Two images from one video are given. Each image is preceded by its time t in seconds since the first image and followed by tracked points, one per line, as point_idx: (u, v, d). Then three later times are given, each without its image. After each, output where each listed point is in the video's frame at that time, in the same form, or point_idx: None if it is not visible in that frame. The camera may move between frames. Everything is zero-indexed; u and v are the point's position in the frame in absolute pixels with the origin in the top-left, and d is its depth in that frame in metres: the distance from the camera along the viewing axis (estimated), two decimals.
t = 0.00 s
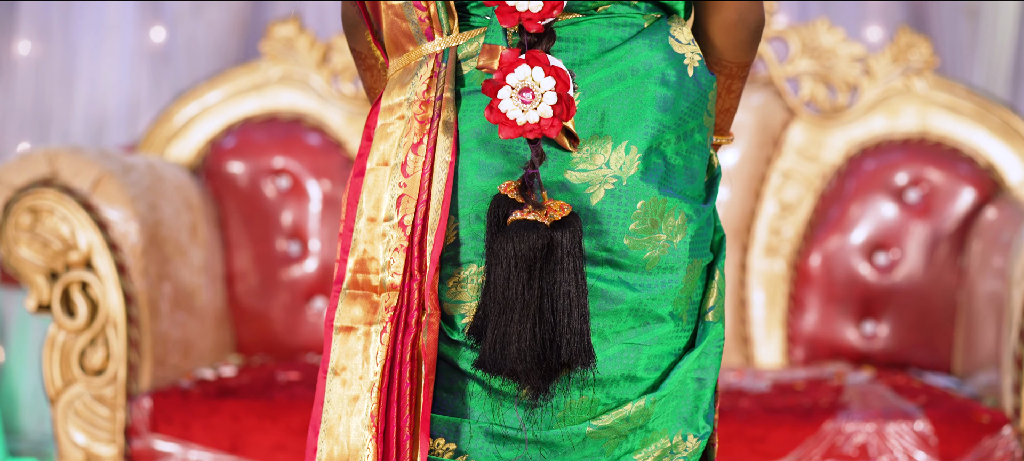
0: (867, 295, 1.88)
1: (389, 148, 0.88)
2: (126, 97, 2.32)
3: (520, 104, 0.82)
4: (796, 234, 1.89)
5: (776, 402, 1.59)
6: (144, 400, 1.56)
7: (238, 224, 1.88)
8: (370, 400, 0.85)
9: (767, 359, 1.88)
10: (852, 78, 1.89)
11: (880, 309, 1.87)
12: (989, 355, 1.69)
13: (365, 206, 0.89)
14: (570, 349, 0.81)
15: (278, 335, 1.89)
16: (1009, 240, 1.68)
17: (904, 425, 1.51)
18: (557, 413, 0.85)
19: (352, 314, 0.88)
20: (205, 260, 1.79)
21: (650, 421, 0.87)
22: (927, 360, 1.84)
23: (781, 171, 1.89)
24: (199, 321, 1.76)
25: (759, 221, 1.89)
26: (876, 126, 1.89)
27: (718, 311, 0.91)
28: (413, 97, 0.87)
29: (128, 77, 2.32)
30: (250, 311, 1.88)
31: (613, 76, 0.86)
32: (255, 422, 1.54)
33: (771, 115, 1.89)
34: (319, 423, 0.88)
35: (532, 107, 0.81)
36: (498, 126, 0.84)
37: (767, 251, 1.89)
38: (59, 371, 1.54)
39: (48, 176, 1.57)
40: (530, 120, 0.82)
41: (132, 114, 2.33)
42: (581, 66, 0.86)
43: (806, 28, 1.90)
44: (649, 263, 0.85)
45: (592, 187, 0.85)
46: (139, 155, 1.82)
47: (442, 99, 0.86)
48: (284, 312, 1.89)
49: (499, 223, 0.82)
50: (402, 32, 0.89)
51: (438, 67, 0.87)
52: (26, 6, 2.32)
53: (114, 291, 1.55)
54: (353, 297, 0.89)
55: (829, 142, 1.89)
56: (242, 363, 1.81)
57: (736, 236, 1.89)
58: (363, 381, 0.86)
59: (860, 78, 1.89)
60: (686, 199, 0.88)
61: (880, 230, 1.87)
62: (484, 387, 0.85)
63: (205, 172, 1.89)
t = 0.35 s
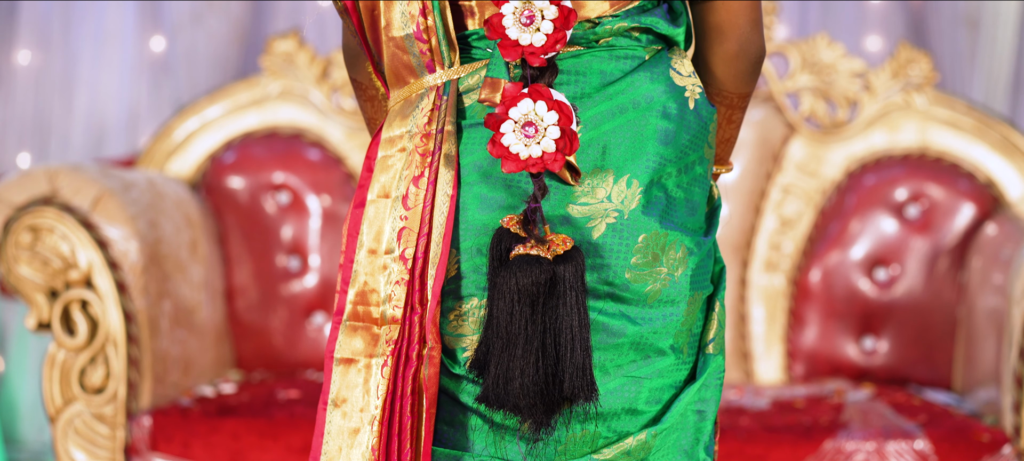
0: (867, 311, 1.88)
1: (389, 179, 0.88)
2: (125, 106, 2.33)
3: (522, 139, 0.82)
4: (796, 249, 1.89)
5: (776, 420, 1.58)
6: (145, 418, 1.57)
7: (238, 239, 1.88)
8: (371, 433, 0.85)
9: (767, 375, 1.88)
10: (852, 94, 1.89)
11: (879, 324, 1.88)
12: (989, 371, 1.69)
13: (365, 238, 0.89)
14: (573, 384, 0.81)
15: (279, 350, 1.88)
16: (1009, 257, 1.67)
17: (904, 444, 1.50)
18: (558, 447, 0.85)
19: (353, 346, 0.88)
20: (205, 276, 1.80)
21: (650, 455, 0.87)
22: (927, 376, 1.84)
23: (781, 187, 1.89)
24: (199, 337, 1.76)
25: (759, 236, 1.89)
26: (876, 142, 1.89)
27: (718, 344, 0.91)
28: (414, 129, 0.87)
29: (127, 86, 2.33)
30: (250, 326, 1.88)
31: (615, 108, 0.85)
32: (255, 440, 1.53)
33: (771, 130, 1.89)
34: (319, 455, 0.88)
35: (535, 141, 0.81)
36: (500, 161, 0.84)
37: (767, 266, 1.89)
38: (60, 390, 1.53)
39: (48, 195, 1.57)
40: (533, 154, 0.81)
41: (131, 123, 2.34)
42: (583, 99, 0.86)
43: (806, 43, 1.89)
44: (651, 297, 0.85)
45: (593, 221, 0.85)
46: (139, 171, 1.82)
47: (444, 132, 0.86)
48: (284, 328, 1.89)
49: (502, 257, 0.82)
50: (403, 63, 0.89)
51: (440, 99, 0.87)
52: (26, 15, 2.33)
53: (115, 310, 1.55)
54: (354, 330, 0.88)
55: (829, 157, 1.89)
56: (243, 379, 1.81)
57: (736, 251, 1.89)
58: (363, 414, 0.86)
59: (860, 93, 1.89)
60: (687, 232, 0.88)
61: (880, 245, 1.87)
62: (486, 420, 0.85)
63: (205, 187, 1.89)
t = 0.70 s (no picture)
0: (868, 330, 1.88)
1: (391, 219, 0.88)
2: (125, 119, 2.33)
3: (525, 181, 0.81)
4: (797, 267, 1.89)
5: (776, 442, 1.58)
6: (146, 441, 1.57)
7: (239, 258, 1.88)
8: None
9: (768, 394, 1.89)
10: (852, 112, 1.90)
11: (880, 344, 1.87)
12: (990, 390, 1.68)
13: (368, 278, 0.88)
14: (576, 426, 0.81)
15: (280, 369, 1.88)
16: (1011, 278, 1.67)
17: None
18: None
19: (356, 386, 0.88)
20: (206, 296, 1.80)
21: None
22: (928, 395, 1.84)
23: (781, 205, 1.89)
24: (201, 358, 1.76)
25: (760, 255, 1.89)
26: (877, 161, 1.89)
27: (720, 383, 0.92)
28: (417, 169, 0.87)
29: (127, 98, 2.32)
30: (251, 345, 1.88)
31: (618, 149, 0.85)
32: None
33: (772, 149, 1.89)
34: None
35: (538, 184, 0.81)
36: (503, 202, 0.84)
37: (768, 285, 1.89)
38: (61, 412, 1.53)
39: (50, 217, 1.57)
40: (536, 197, 0.81)
41: (131, 135, 2.33)
42: (586, 139, 0.86)
43: (806, 61, 1.90)
44: (653, 338, 0.85)
45: (596, 262, 0.85)
46: (140, 190, 1.82)
47: (446, 173, 0.86)
48: (285, 347, 1.89)
49: (505, 299, 0.82)
50: (406, 103, 0.89)
51: (442, 139, 0.87)
52: (26, 28, 2.33)
53: (116, 332, 1.55)
54: (357, 369, 0.88)
55: (830, 176, 1.89)
56: (244, 399, 1.81)
57: (737, 270, 1.89)
58: (365, 455, 0.86)
59: (861, 112, 1.90)
60: (689, 272, 0.88)
61: (881, 265, 1.87)
62: None
63: (206, 205, 1.90)
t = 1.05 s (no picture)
0: (866, 353, 1.88)
1: (389, 266, 0.89)
2: (126, 134, 2.33)
3: (526, 232, 0.82)
4: (796, 290, 1.90)
5: None
6: None
7: (239, 280, 1.89)
8: None
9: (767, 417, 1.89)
10: (851, 135, 1.91)
11: (878, 366, 1.88)
12: (988, 413, 1.67)
13: (366, 325, 0.89)
14: None
15: (280, 391, 1.89)
16: (1010, 303, 1.65)
17: None
18: None
19: (356, 433, 0.88)
20: (206, 320, 1.80)
21: None
22: (926, 418, 1.84)
23: (781, 228, 1.90)
24: (201, 382, 1.77)
25: (758, 278, 1.91)
26: (876, 184, 1.90)
27: (718, 429, 0.92)
28: (417, 217, 0.88)
29: (128, 112, 2.32)
30: (251, 368, 1.88)
31: (617, 199, 0.86)
32: None
33: (770, 173, 1.90)
34: None
35: (539, 235, 0.81)
36: (503, 252, 0.84)
37: (766, 307, 1.90)
38: (61, 439, 1.54)
39: (50, 244, 1.57)
40: (537, 247, 0.82)
41: (132, 149, 2.33)
42: (585, 189, 0.86)
43: (805, 84, 1.91)
44: (651, 387, 0.86)
45: (595, 312, 0.85)
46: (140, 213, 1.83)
47: (446, 221, 0.87)
48: (284, 369, 1.89)
49: (506, 349, 0.82)
50: (406, 151, 0.89)
51: (442, 188, 0.87)
52: (26, 42, 2.33)
53: (116, 359, 1.56)
54: (356, 415, 0.88)
55: (828, 198, 1.90)
56: (244, 423, 1.81)
57: (735, 293, 1.91)
58: None
59: (859, 135, 1.91)
60: (688, 321, 0.88)
61: (879, 287, 1.87)
62: None
63: (205, 227, 1.90)
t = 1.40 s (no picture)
0: (864, 378, 1.90)
1: (393, 318, 0.89)
2: (127, 150, 2.32)
3: (531, 289, 0.82)
4: (794, 315, 1.91)
5: None
6: None
7: (241, 306, 1.89)
8: None
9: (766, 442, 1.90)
10: (849, 161, 1.92)
11: (876, 391, 1.89)
12: (983, 442, 1.69)
13: (369, 376, 0.89)
14: None
15: (282, 416, 1.90)
16: (1007, 332, 1.66)
17: None
18: None
19: None
20: (207, 346, 1.82)
21: None
22: (924, 442, 1.85)
23: (779, 252, 1.91)
24: (203, 408, 1.78)
25: (756, 304, 1.92)
26: (873, 210, 1.91)
27: None
28: (421, 271, 0.88)
29: (129, 130, 2.32)
30: (251, 392, 1.90)
31: (618, 254, 0.87)
32: None
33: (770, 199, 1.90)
34: None
35: (543, 292, 0.82)
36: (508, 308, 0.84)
37: (765, 332, 1.91)
38: None
39: (54, 274, 1.59)
40: (541, 304, 0.82)
41: (133, 166, 2.32)
42: (587, 245, 0.87)
43: (803, 110, 1.93)
44: (653, 440, 0.87)
45: (597, 367, 0.86)
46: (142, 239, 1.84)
47: (450, 276, 0.87)
48: (285, 394, 1.90)
49: (509, 406, 0.83)
50: (409, 206, 0.90)
51: (446, 242, 0.88)
52: (29, 59, 2.35)
53: (118, 388, 1.56)
54: None
55: (826, 224, 1.91)
56: (247, 448, 1.82)
57: (734, 318, 1.92)
58: None
59: (857, 161, 1.92)
60: (689, 373, 0.90)
61: (877, 313, 1.89)
62: None
63: (207, 252, 1.92)
